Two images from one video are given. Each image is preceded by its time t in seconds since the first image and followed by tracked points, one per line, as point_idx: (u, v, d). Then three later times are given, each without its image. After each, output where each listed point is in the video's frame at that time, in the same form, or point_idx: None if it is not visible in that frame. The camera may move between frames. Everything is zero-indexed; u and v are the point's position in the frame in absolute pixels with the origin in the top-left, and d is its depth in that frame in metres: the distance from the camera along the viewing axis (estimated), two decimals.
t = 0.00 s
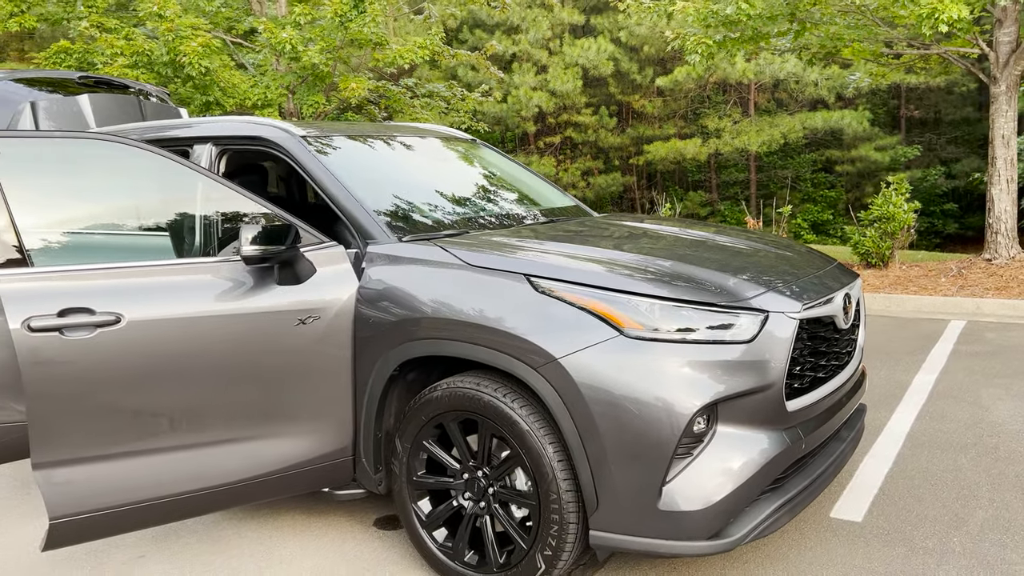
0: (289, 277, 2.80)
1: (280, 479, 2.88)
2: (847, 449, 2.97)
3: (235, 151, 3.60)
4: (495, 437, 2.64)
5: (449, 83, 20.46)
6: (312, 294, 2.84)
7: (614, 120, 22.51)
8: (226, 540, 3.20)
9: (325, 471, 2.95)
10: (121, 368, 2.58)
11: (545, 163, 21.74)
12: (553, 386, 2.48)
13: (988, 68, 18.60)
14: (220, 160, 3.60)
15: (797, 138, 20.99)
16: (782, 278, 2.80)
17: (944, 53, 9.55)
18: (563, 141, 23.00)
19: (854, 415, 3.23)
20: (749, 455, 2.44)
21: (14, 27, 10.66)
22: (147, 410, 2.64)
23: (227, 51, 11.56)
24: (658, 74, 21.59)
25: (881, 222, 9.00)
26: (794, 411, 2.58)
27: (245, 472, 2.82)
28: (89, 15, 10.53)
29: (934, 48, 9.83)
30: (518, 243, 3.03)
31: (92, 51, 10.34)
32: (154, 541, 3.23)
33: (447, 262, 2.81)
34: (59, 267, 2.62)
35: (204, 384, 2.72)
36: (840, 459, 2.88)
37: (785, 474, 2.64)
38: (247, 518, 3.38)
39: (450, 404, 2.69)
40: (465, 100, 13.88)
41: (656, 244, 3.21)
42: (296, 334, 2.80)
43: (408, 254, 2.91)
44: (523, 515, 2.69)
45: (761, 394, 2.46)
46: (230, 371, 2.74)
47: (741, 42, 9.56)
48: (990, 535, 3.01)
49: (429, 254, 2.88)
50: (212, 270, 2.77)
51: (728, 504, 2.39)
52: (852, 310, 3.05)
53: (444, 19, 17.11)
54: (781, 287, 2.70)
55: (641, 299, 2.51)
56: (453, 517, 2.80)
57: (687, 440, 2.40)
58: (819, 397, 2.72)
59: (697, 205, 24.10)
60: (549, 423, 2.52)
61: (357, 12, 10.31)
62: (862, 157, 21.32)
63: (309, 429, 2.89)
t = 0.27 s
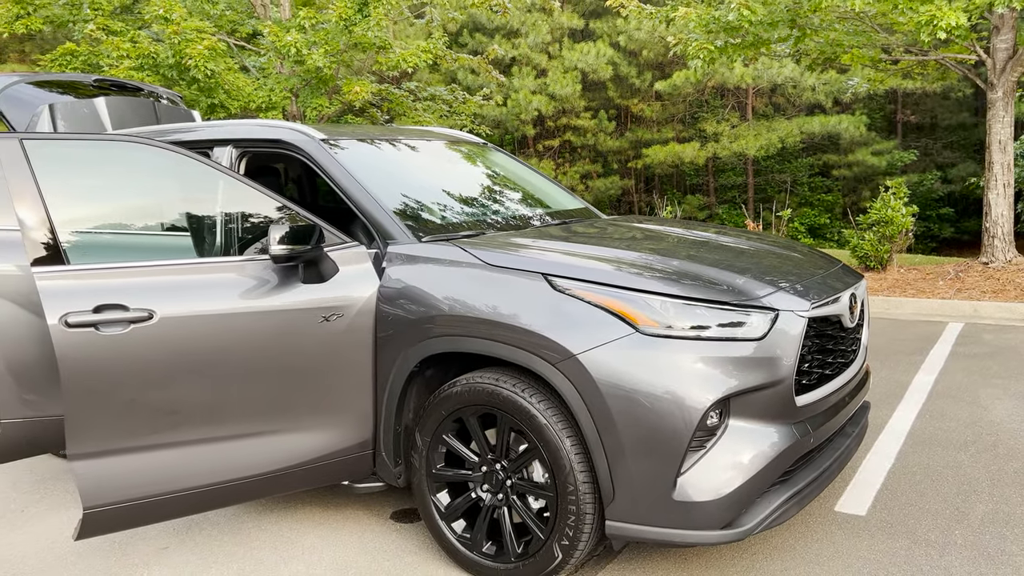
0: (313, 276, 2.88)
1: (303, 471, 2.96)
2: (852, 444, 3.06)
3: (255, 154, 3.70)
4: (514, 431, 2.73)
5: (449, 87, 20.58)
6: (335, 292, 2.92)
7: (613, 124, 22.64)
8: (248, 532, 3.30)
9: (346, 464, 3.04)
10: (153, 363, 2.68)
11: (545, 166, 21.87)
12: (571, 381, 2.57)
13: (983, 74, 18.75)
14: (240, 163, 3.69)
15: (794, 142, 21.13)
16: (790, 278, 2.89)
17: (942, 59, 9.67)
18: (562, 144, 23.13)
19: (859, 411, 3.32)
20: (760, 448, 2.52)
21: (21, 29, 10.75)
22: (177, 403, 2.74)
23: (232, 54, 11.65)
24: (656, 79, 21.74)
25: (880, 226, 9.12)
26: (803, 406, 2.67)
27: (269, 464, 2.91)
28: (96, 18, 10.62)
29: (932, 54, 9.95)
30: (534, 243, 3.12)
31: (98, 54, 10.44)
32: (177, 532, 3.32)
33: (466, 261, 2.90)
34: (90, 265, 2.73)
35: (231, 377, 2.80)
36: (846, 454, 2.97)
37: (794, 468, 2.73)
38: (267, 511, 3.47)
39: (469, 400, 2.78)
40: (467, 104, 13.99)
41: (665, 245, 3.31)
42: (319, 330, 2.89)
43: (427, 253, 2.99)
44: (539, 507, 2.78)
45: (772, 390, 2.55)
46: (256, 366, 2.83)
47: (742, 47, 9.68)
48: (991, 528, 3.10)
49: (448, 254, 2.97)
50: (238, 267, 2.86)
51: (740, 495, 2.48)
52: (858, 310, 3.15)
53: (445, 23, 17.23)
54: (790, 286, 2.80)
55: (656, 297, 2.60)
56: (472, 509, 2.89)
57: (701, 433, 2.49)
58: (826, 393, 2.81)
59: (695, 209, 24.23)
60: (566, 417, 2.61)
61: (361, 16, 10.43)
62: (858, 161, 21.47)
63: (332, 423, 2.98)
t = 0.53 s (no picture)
0: (326, 276, 2.98)
1: (316, 465, 3.05)
2: (848, 442, 3.16)
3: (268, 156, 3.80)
4: (521, 426, 2.83)
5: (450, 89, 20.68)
6: (349, 291, 3.02)
7: (613, 127, 22.75)
8: (260, 525, 3.39)
9: (357, 459, 3.13)
10: (173, 359, 2.78)
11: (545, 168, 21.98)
12: (578, 379, 2.67)
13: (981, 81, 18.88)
14: (254, 165, 3.79)
15: (793, 147, 21.25)
16: (789, 282, 2.99)
17: (939, 67, 9.79)
18: (562, 147, 23.24)
19: (855, 412, 3.41)
20: (759, 445, 2.62)
21: (27, 29, 10.83)
22: (196, 398, 2.84)
23: (236, 56, 11.75)
24: (657, 83, 21.86)
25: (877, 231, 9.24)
26: (800, 405, 2.76)
27: (284, 458, 3.00)
28: (102, 18, 10.71)
29: (930, 62, 10.07)
30: (541, 245, 3.21)
31: (104, 55, 10.53)
32: (191, 525, 3.41)
33: (475, 263, 2.99)
34: (110, 264, 2.82)
35: (247, 373, 2.90)
36: (842, 452, 3.07)
37: (792, 464, 2.83)
38: (278, 505, 3.56)
39: (478, 396, 2.88)
40: (469, 107, 14.09)
41: (667, 248, 3.41)
42: (333, 328, 2.98)
43: (438, 255, 3.09)
44: (545, 501, 2.88)
45: (771, 389, 2.65)
46: (271, 363, 2.92)
47: (743, 54, 9.79)
48: (981, 525, 3.20)
49: (458, 255, 3.06)
50: (254, 267, 2.96)
51: (740, 489, 2.58)
52: (854, 313, 3.25)
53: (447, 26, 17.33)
54: (789, 289, 2.90)
55: (659, 298, 2.69)
56: (479, 503, 2.99)
57: (703, 430, 2.59)
58: (823, 393, 2.91)
59: (693, 212, 24.34)
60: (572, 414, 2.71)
61: (365, 19, 10.53)
62: (857, 166, 21.60)
63: (344, 418, 3.07)
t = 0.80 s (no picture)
0: (339, 275, 3.11)
1: (327, 456, 3.16)
2: (840, 439, 3.26)
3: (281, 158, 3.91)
4: (525, 419, 2.94)
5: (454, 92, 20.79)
6: (361, 289, 3.13)
7: (615, 131, 22.86)
8: (271, 514, 3.49)
9: (367, 450, 3.23)
10: (191, 352, 2.90)
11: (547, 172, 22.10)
12: (580, 374, 2.78)
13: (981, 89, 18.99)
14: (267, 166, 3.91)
15: (795, 152, 21.36)
16: (785, 283, 3.10)
17: (939, 75, 9.91)
18: (564, 151, 23.36)
19: (849, 410, 3.52)
20: (753, 439, 2.73)
21: (37, 30, 10.94)
22: (213, 389, 2.95)
23: (243, 58, 11.86)
24: (659, 87, 21.98)
25: (876, 236, 9.34)
26: (794, 401, 2.87)
27: (297, 448, 3.11)
28: (111, 20, 10.82)
29: (929, 70, 10.18)
30: (545, 246, 3.33)
31: (113, 56, 10.64)
32: (204, 514, 3.52)
33: (482, 262, 3.10)
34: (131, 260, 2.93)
35: (262, 366, 3.01)
36: (835, 448, 3.17)
37: (785, 458, 2.94)
38: (288, 496, 3.67)
39: (483, 391, 2.99)
40: (472, 110, 14.21)
41: (666, 249, 3.52)
42: (345, 324, 3.09)
43: (446, 254, 3.20)
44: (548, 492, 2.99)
45: (766, 385, 2.75)
46: (285, 357, 3.03)
47: (744, 60, 9.90)
48: (970, 520, 3.31)
49: (465, 255, 3.17)
50: (269, 264, 3.06)
51: (735, 481, 2.68)
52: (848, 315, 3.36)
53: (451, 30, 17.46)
54: (784, 290, 3.01)
55: (659, 297, 2.80)
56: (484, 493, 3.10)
57: (700, 424, 2.70)
58: (816, 391, 3.02)
59: (695, 217, 24.45)
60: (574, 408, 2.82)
61: (372, 23, 10.65)
62: (858, 172, 21.70)
63: (355, 411, 3.18)
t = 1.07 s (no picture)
0: (358, 273, 3.22)
1: (345, 449, 3.27)
2: (841, 437, 3.36)
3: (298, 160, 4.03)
4: (536, 414, 3.04)
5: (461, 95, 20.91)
6: (378, 287, 3.23)
7: (621, 135, 22.97)
8: (288, 505, 3.60)
9: (383, 444, 3.34)
10: (215, 346, 3.01)
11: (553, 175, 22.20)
12: (590, 370, 2.88)
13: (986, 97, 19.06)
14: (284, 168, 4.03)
15: (800, 158, 21.44)
16: (788, 285, 3.21)
17: (942, 82, 10.00)
18: (570, 154, 23.48)
19: (849, 409, 3.62)
20: (757, 434, 2.83)
21: (51, 32, 11.07)
22: (236, 382, 3.07)
23: (253, 60, 11.99)
24: (665, 92, 22.07)
25: (879, 242, 9.43)
26: (796, 399, 2.97)
27: (316, 440, 3.22)
28: (125, 23, 10.96)
29: (934, 78, 10.27)
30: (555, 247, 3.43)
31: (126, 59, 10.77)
32: (223, 504, 3.63)
33: (495, 262, 3.21)
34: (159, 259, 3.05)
35: (283, 361, 3.12)
36: (835, 445, 3.27)
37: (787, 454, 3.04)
38: (304, 488, 3.78)
39: (496, 387, 3.09)
40: (479, 114, 14.33)
41: (672, 251, 3.62)
42: (363, 321, 3.20)
43: (460, 254, 3.30)
44: (557, 485, 3.09)
45: (769, 383, 2.86)
46: (305, 352, 3.14)
47: (749, 66, 10.01)
48: (967, 517, 3.41)
49: (479, 255, 3.28)
50: (289, 262, 3.17)
51: (739, 474, 2.79)
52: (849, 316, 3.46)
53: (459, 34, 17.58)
54: (787, 292, 3.11)
55: (666, 297, 2.90)
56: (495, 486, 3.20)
57: (705, 420, 2.80)
58: (818, 389, 3.12)
59: (699, 221, 24.53)
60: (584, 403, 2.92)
61: (382, 27, 10.77)
62: (862, 178, 21.77)
63: (372, 405, 3.28)
